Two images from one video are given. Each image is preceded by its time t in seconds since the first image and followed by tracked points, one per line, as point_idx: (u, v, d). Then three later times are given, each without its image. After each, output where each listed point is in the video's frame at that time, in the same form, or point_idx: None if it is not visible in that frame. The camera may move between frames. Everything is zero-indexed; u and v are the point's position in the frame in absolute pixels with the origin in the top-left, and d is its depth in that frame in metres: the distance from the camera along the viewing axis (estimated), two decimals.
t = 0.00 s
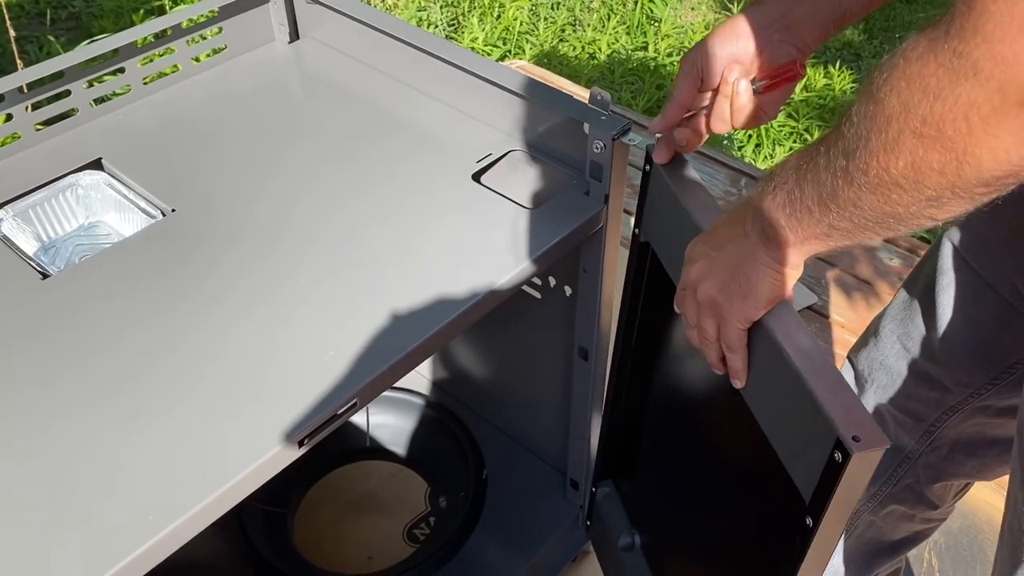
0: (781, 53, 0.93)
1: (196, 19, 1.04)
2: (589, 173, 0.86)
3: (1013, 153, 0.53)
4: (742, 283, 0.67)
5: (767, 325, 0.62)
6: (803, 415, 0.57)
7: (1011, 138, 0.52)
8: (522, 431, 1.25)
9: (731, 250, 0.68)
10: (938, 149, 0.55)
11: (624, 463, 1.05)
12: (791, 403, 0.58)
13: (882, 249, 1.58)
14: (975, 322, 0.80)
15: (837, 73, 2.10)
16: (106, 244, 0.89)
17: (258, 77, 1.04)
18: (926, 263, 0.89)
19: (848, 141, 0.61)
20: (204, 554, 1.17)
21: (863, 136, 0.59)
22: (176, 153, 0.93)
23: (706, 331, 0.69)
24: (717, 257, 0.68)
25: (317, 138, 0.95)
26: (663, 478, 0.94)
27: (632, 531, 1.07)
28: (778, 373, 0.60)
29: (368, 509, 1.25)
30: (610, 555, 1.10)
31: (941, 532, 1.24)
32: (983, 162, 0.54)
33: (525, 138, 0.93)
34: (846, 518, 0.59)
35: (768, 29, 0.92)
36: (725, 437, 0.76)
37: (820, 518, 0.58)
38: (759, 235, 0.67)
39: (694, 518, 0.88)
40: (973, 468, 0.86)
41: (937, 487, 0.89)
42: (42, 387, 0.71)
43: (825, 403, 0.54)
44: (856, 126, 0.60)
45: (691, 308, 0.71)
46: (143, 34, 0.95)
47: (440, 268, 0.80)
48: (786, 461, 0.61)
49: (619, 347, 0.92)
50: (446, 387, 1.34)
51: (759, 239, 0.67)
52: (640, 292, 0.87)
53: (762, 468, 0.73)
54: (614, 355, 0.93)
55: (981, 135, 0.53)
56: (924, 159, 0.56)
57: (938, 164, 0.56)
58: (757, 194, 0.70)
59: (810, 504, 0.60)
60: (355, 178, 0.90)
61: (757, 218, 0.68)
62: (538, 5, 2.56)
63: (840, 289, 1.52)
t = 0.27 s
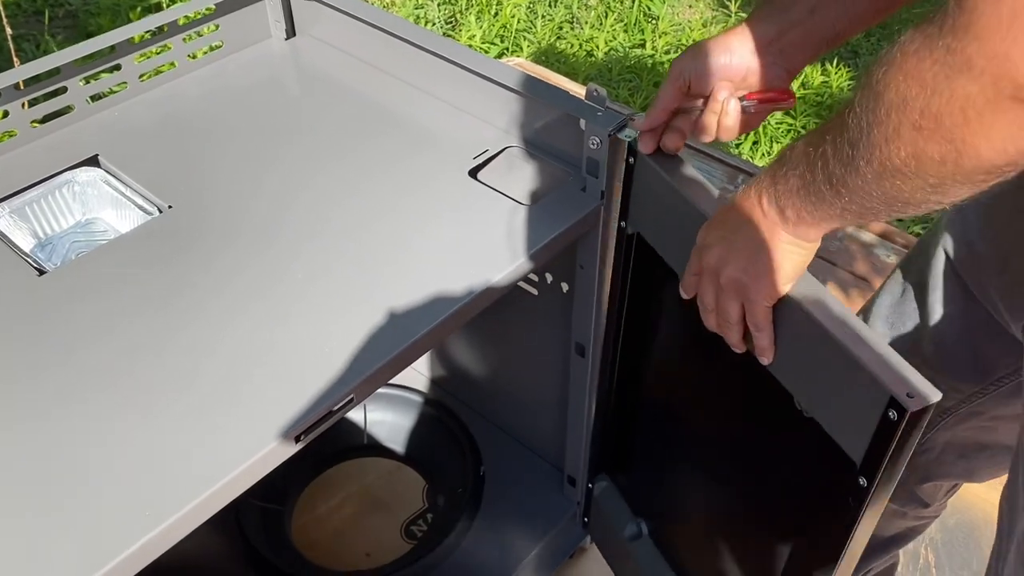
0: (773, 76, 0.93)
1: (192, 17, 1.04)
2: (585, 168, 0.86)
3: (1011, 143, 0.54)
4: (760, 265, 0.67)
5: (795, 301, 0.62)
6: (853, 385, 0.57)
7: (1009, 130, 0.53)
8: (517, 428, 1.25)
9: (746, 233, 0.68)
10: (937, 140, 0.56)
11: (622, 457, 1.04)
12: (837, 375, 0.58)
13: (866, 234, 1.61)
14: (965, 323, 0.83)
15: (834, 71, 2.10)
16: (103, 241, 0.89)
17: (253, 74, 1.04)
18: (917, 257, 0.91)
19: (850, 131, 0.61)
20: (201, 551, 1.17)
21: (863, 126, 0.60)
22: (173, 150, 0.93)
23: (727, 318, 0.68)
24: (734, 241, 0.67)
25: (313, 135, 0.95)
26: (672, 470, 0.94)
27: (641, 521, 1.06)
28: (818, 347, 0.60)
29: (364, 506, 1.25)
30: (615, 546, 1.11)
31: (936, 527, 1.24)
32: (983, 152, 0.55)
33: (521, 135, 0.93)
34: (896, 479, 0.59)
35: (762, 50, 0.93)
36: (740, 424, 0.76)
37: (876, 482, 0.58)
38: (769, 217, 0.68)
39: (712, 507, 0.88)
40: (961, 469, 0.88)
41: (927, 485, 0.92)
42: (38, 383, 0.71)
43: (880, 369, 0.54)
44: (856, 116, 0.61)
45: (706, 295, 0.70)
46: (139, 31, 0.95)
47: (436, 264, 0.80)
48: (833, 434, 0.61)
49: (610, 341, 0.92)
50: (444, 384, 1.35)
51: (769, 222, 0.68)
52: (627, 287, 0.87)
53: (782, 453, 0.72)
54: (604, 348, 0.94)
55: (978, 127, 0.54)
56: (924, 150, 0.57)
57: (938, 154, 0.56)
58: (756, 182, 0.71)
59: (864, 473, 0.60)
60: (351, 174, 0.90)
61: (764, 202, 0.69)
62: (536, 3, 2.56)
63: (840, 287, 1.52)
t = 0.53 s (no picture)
0: (783, 90, 0.95)
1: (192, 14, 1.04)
2: (585, 166, 0.87)
3: (1012, 172, 0.58)
4: (804, 262, 0.72)
5: (841, 298, 0.65)
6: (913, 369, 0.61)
7: (1009, 160, 0.58)
8: (517, 425, 1.25)
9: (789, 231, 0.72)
10: (945, 167, 0.61)
11: (632, 451, 1.09)
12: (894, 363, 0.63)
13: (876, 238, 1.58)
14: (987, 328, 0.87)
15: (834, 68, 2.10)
16: (103, 238, 0.89)
17: (253, 72, 1.04)
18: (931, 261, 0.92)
19: (869, 155, 0.67)
20: (202, 548, 1.18)
21: (877, 152, 0.66)
22: (174, 148, 0.93)
23: (773, 312, 0.73)
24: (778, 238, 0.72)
25: (313, 132, 0.95)
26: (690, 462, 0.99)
27: (650, 512, 1.12)
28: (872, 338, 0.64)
29: (364, 504, 1.26)
30: (628, 540, 1.15)
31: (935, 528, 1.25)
32: (989, 178, 0.60)
33: (522, 132, 0.93)
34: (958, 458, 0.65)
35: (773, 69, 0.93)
36: (774, 408, 0.81)
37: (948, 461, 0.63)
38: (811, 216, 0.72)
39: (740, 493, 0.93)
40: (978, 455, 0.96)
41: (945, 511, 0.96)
42: (39, 380, 0.71)
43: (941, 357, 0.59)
44: (872, 142, 0.66)
45: (747, 293, 0.73)
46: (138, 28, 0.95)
47: (437, 262, 0.81)
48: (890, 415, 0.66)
49: (617, 336, 0.97)
50: (444, 382, 1.35)
51: (812, 222, 0.72)
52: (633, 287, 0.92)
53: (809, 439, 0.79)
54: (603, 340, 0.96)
55: (981, 156, 0.59)
56: (934, 175, 0.62)
57: (950, 178, 0.61)
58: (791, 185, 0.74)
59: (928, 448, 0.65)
60: (351, 171, 0.90)
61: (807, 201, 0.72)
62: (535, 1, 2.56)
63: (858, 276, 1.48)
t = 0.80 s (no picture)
0: (802, 88, 0.94)
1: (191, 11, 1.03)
2: (585, 163, 0.86)
3: None
4: (830, 251, 0.72)
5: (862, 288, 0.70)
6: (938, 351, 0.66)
7: None
8: (516, 422, 1.25)
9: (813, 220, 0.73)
10: (977, 123, 0.58)
11: (638, 447, 1.11)
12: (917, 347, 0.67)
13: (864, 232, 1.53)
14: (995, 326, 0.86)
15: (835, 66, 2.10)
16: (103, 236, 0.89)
17: (253, 69, 1.04)
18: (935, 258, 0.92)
19: (898, 123, 0.65)
20: (202, 546, 1.18)
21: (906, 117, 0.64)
22: (174, 145, 0.93)
23: (797, 301, 0.75)
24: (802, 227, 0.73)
25: (312, 130, 0.95)
26: (698, 457, 1.02)
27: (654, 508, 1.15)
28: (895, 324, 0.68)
29: (365, 502, 1.26)
30: (630, 538, 1.17)
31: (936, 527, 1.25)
32: None
33: (522, 129, 0.93)
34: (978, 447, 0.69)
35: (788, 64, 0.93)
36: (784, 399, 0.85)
37: (969, 449, 0.68)
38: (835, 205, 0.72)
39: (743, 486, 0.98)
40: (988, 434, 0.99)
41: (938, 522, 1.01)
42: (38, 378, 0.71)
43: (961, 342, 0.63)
44: (901, 110, 0.64)
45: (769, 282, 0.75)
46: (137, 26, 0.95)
47: (438, 259, 0.81)
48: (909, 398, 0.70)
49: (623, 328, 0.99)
50: (445, 380, 1.35)
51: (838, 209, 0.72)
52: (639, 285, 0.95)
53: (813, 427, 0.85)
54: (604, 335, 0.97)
55: (1013, 107, 0.56)
56: (966, 135, 0.59)
57: (983, 135, 0.58)
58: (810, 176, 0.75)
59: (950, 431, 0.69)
60: (351, 169, 0.90)
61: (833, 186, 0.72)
62: None
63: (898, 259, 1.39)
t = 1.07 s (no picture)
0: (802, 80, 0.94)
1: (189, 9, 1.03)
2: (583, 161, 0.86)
3: None
4: (849, 246, 0.71)
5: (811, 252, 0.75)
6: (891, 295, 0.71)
7: None
8: (514, 419, 1.25)
9: (831, 214, 0.72)
10: (995, 92, 0.55)
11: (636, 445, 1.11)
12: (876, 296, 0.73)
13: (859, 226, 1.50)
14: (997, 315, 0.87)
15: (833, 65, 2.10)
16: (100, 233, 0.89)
17: (252, 67, 1.04)
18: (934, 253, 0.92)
19: (913, 99, 0.62)
20: (201, 544, 1.18)
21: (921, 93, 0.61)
22: (172, 142, 0.93)
23: (815, 298, 0.75)
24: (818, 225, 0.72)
25: (310, 127, 0.95)
26: (700, 450, 1.02)
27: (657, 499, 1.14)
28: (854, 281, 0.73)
29: (362, 501, 1.26)
30: (636, 529, 1.16)
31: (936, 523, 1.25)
32: None
33: (520, 127, 0.93)
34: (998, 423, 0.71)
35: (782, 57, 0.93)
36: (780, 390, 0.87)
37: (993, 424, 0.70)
38: (852, 199, 0.71)
39: (746, 477, 0.99)
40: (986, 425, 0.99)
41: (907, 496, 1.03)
42: (35, 375, 0.71)
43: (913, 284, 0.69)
44: (916, 85, 0.62)
45: (784, 278, 0.75)
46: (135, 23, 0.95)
47: (436, 256, 0.80)
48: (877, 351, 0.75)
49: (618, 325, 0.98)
50: (443, 378, 1.35)
51: (855, 206, 0.71)
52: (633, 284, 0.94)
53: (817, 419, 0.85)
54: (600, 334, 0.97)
55: None
56: (984, 107, 0.56)
57: (1002, 104, 0.55)
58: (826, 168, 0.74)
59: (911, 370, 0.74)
60: (349, 166, 0.90)
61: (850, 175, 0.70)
62: None
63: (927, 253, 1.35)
